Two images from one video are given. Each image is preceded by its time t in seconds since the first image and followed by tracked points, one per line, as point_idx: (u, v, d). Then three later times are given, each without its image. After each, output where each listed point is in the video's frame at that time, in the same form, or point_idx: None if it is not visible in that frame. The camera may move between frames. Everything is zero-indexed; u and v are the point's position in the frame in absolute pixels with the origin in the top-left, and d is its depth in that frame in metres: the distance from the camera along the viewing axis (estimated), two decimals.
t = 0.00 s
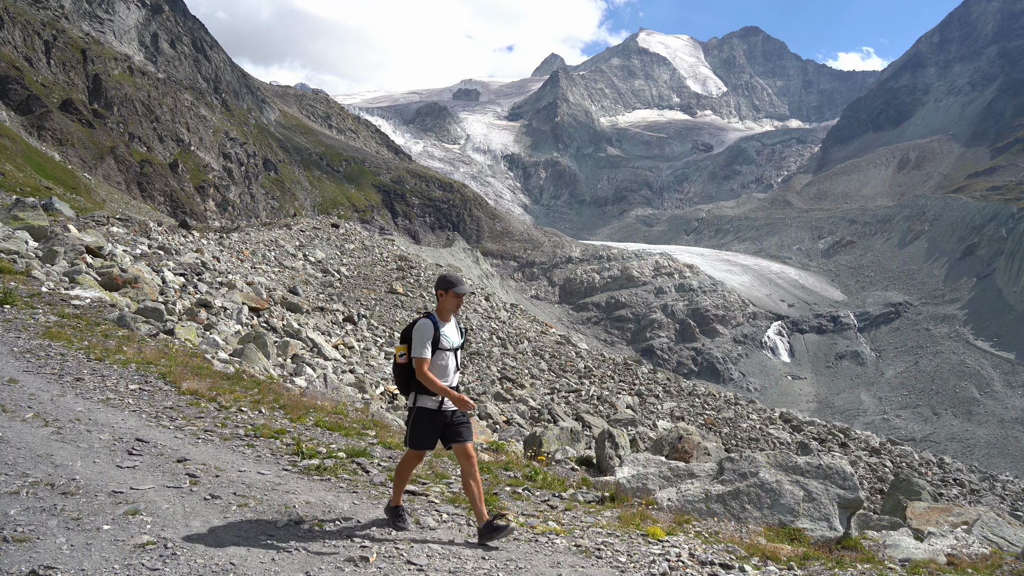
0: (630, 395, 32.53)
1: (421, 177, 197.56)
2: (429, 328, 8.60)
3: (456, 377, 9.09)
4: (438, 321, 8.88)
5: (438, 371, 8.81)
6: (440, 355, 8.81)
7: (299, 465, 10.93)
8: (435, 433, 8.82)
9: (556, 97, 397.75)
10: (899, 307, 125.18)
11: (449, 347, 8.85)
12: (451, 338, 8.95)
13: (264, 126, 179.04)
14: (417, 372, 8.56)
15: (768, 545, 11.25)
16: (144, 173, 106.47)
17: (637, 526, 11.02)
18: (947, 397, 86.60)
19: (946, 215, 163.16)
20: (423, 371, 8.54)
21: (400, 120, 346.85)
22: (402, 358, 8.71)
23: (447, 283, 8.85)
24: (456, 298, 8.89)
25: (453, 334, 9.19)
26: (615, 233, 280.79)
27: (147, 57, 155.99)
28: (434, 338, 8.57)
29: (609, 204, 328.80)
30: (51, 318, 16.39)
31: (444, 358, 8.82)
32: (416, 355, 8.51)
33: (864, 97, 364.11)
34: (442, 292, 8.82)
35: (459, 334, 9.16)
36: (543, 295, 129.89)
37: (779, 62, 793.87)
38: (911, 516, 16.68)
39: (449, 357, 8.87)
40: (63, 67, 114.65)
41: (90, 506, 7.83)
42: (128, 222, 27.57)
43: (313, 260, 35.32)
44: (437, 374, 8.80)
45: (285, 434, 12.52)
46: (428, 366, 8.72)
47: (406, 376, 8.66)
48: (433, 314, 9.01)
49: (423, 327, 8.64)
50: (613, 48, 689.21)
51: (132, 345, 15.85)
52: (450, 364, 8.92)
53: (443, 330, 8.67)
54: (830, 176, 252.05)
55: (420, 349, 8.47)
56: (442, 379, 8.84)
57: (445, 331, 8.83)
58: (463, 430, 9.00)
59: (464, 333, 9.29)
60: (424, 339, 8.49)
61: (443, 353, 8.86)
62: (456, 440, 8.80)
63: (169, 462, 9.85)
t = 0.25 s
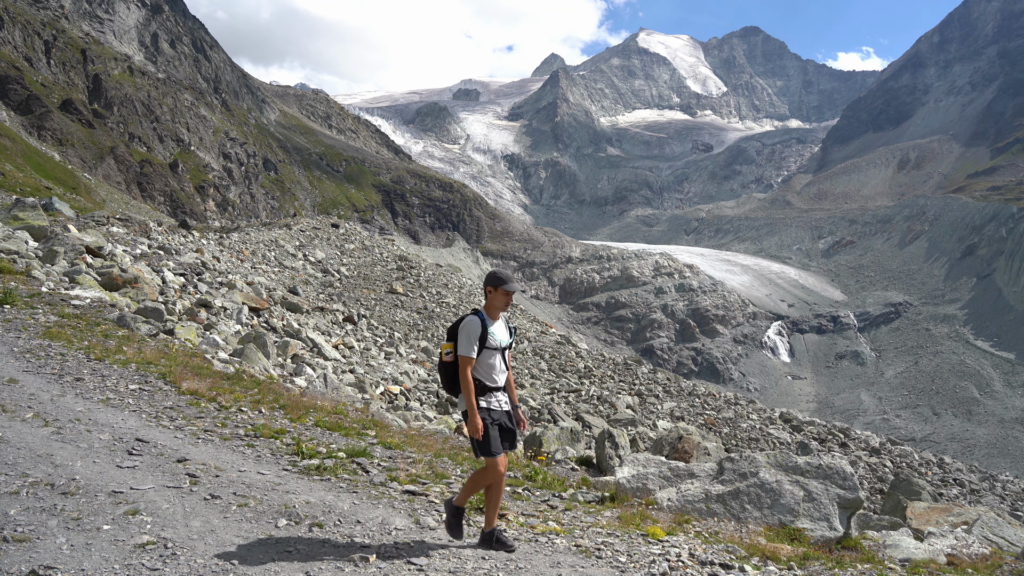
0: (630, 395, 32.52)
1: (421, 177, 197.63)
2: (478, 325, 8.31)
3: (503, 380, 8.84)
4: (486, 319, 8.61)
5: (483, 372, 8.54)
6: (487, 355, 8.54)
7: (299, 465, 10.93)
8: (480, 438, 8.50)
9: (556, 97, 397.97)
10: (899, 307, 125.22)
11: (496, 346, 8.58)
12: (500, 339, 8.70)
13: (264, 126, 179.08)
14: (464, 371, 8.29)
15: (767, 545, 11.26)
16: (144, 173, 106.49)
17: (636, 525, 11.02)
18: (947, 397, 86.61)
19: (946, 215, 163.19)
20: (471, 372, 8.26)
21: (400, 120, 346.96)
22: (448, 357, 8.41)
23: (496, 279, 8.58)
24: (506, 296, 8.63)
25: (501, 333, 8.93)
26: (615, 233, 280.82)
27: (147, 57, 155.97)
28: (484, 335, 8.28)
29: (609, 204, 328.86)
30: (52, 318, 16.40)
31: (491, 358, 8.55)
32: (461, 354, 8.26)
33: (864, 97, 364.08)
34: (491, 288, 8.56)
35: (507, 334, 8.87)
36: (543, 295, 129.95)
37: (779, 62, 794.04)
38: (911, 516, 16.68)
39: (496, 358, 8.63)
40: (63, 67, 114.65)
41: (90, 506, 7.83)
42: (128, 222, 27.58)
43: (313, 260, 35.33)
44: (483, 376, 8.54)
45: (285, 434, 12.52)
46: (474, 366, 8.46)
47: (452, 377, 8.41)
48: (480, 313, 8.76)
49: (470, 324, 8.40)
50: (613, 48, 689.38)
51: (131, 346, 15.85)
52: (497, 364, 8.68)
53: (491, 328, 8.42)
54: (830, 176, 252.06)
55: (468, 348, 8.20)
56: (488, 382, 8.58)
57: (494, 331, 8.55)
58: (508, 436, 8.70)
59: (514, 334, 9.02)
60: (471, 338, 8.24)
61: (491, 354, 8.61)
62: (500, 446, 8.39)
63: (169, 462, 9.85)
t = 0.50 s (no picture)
0: (629, 395, 32.52)
1: (421, 177, 197.63)
2: (522, 337, 8.16)
3: (550, 393, 8.62)
4: (531, 330, 8.38)
5: (527, 387, 8.32)
6: (531, 368, 8.32)
7: (299, 465, 10.92)
8: (521, 453, 8.30)
9: (556, 97, 398.00)
10: (899, 307, 125.25)
11: (541, 358, 8.34)
12: (546, 350, 8.48)
13: (264, 126, 179.10)
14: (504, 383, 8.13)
15: (768, 545, 11.24)
16: (144, 173, 106.50)
17: (636, 526, 11.02)
18: (947, 397, 86.61)
19: (946, 215, 163.17)
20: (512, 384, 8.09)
21: (400, 120, 346.98)
22: (491, 367, 8.28)
23: (541, 289, 8.43)
24: (552, 307, 8.43)
25: (548, 346, 8.71)
26: (615, 233, 280.77)
27: (147, 57, 156.10)
28: (527, 348, 8.09)
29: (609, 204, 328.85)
30: (52, 318, 16.39)
31: (536, 371, 8.33)
32: (502, 366, 8.10)
33: (863, 97, 364.00)
34: (536, 299, 8.38)
35: (554, 346, 8.65)
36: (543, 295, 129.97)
37: (780, 62, 794.34)
38: (912, 516, 16.66)
39: (544, 370, 8.43)
40: (63, 67, 114.64)
41: (89, 506, 7.83)
42: (128, 221, 27.56)
43: (313, 260, 35.32)
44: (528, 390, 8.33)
45: (285, 434, 12.52)
46: (516, 379, 8.28)
47: (494, 390, 8.24)
48: (524, 323, 8.55)
49: (514, 337, 8.22)
50: (613, 48, 689.29)
51: (131, 346, 15.86)
52: (544, 377, 8.45)
53: (536, 340, 8.19)
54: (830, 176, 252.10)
55: (511, 359, 8.03)
56: (534, 395, 8.34)
57: (539, 343, 8.32)
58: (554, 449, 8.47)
59: (561, 344, 8.79)
60: (515, 352, 8.07)
61: (537, 367, 8.40)
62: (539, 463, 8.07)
63: (169, 462, 9.84)
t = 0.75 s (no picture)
0: (629, 395, 32.52)
1: (421, 177, 197.60)
2: (575, 330, 7.72)
3: (602, 391, 8.23)
4: (584, 324, 7.98)
5: (582, 384, 7.95)
6: (584, 363, 7.96)
7: (299, 465, 10.92)
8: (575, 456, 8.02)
9: (556, 97, 398.05)
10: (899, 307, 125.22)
11: (595, 353, 7.98)
12: (598, 345, 8.08)
13: (264, 126, 179.08)
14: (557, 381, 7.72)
15: (768, 546, 11.24)
16: (144, 173, 106.48)
17: (637, 525, 11.01)
18: (947, 397, 86.60)
19: (945, 215, 163.13)
20: (564, 382, 7.64)
21: (400, 120, 347.00)
22: (542, 364, 7.85)
23: (593, 279, 7.98)
24: (604, 300, 8.02)
25: (600, 339, 8.31)
26: (615, 233, 280.56)
27: (147, 57, 156.10)
28: (582, 343, 7.68)
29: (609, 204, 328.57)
30: (52, 318, 16.39)
31: (590, 366, 7.98)
32: (557, 363, 7.66)
33: (863, 97, 363.94)
34: (587, 292, 7.99)
35: (608, 340, 8.26)
36: (543, 295, 129.94)
37: (779, 62, 793.75)
38: (911, 516, 16.69)
39: (596, 365, 8.04)
40: (63, 67, 114.64)
41: (90, 506, 7.83)
42: (128, 222, 27.57)
43: (313, 260, 35.33)
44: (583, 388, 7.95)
45: (285, 434, 12.52)
46: (572, 376, 7.88)
47: (549, 390, 7.87)
48: (576, 317, 8.16)
49: (568, 331, 7.80)
50: (613, 48, 689.34)
51: (131, 346, 15.86)
52: (597, 372, 8.07)
53: (591, 335, 7.77)
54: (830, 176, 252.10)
55: (564, 358, 7.58)
56: (590, 392, 7.97)
57: (592, 337, 7.93)
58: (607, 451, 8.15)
59: (614, 338, 8.40)
60: (569, 347, 7.64)
61: (590, 362, 8.02)
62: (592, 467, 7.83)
63: (169, 462, 9.86)
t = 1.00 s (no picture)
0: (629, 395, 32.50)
1: (421, 177, 197.57)
2: (638, 342, 7.34)
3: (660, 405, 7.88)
4: (646, 335, 7.62)
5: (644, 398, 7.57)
6: (645, 374, 7.57)
7: (299, 465, 10.93)
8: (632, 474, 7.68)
9: (556, 97, 398.28)
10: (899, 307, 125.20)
11: (656, 364, 7.61)
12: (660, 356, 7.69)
13: (264, 126, 179.04)
14: (621, 394, 7.38)
15: (768, 546, 11.24)
16: (144, 173, 106.43)
17: (637, 526, 11.01)
18: (947, 397, 86.58)
19: (946, 215, 163.08)
20: (628, 392, 7.28)
21: (400, 120, 347.02)
22: (598, 374, 7.53)
23: (655, 286, 7.66)
24: (665, 307, 7.69)
25: (659, 350, 7.91)
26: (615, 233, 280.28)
27: (147, 57, 156.14)
28: (645, 354, 7.29)
29: (609, 204, 328.38)
30: (52, 318, 16.40)
31: (650, 378, 7.62)
32: (622, 375, 7.25)
33: (864, 97, 363.94)
34: (649, 300, 7.69)
35: (665, 350, 7.88)
36: (543, 295, 129.90)
37: (780, 61, 793.61)
38: (912, 516, 16.68)
39: (656, 377, 7.67)
40: (63, 67, 114.64)
41: (90, 506, 7.83)
42: (128, 222, 27.58)
43: (313, 260, 35.30)
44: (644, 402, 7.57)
45: (285, 434, 12.51)
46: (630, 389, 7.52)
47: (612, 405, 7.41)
48: (636, 326, 7.75)
49: (632, 342, 7.35)
50: (613, 48, 689.50)
51: (131, 346, 15.85)
52: (656, 386, 7.70)
53: (654, 344, 7.41)
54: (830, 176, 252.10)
55: (628, 368, 7.19)
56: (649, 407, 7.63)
57: (654, 348, 7.57)
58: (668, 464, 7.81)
59: (671, 348, 8.01)
60: (633, 358, 7.24)
61: (651, 373, 7.66)
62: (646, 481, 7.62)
63: (169, 462, 9.84)
